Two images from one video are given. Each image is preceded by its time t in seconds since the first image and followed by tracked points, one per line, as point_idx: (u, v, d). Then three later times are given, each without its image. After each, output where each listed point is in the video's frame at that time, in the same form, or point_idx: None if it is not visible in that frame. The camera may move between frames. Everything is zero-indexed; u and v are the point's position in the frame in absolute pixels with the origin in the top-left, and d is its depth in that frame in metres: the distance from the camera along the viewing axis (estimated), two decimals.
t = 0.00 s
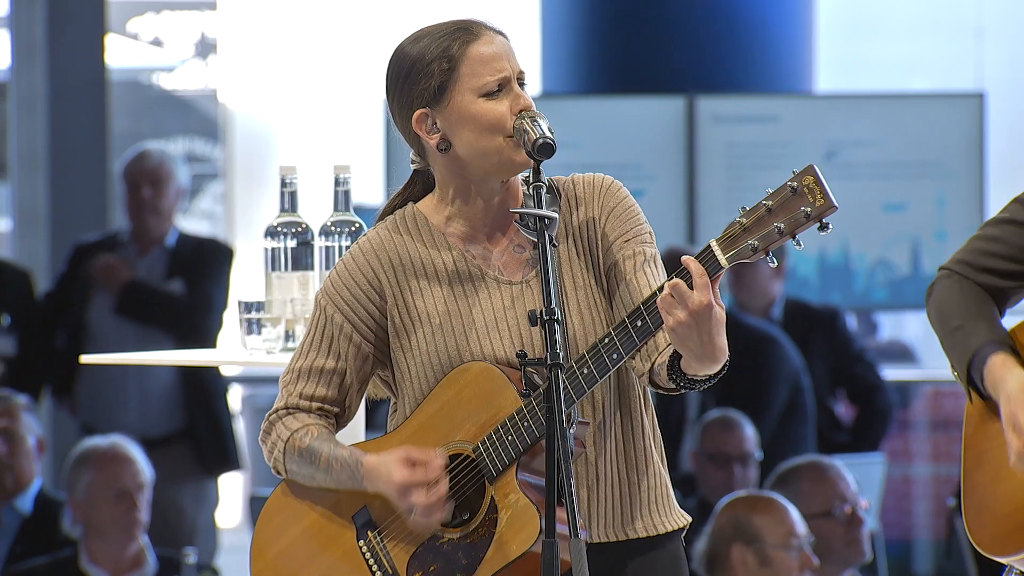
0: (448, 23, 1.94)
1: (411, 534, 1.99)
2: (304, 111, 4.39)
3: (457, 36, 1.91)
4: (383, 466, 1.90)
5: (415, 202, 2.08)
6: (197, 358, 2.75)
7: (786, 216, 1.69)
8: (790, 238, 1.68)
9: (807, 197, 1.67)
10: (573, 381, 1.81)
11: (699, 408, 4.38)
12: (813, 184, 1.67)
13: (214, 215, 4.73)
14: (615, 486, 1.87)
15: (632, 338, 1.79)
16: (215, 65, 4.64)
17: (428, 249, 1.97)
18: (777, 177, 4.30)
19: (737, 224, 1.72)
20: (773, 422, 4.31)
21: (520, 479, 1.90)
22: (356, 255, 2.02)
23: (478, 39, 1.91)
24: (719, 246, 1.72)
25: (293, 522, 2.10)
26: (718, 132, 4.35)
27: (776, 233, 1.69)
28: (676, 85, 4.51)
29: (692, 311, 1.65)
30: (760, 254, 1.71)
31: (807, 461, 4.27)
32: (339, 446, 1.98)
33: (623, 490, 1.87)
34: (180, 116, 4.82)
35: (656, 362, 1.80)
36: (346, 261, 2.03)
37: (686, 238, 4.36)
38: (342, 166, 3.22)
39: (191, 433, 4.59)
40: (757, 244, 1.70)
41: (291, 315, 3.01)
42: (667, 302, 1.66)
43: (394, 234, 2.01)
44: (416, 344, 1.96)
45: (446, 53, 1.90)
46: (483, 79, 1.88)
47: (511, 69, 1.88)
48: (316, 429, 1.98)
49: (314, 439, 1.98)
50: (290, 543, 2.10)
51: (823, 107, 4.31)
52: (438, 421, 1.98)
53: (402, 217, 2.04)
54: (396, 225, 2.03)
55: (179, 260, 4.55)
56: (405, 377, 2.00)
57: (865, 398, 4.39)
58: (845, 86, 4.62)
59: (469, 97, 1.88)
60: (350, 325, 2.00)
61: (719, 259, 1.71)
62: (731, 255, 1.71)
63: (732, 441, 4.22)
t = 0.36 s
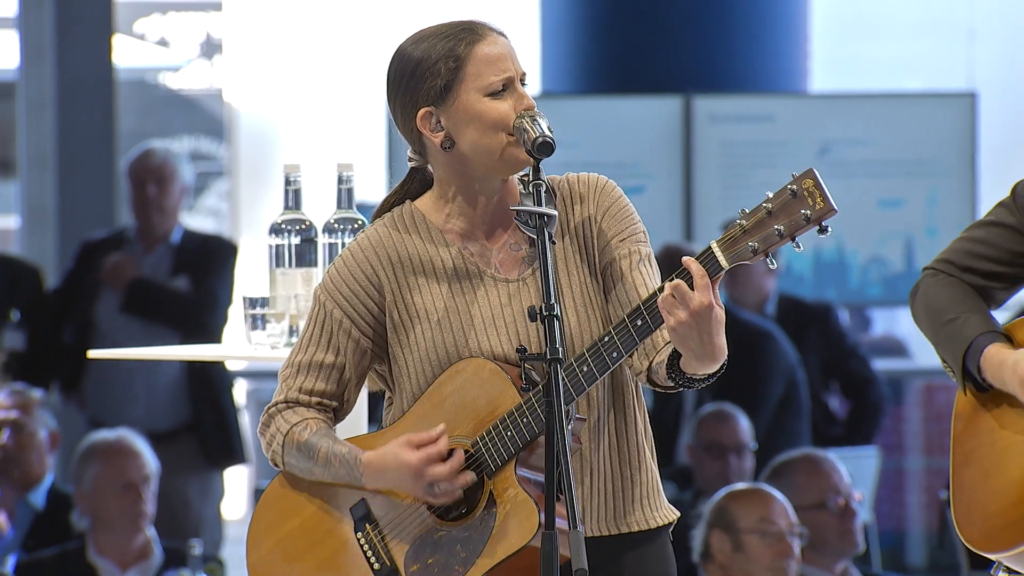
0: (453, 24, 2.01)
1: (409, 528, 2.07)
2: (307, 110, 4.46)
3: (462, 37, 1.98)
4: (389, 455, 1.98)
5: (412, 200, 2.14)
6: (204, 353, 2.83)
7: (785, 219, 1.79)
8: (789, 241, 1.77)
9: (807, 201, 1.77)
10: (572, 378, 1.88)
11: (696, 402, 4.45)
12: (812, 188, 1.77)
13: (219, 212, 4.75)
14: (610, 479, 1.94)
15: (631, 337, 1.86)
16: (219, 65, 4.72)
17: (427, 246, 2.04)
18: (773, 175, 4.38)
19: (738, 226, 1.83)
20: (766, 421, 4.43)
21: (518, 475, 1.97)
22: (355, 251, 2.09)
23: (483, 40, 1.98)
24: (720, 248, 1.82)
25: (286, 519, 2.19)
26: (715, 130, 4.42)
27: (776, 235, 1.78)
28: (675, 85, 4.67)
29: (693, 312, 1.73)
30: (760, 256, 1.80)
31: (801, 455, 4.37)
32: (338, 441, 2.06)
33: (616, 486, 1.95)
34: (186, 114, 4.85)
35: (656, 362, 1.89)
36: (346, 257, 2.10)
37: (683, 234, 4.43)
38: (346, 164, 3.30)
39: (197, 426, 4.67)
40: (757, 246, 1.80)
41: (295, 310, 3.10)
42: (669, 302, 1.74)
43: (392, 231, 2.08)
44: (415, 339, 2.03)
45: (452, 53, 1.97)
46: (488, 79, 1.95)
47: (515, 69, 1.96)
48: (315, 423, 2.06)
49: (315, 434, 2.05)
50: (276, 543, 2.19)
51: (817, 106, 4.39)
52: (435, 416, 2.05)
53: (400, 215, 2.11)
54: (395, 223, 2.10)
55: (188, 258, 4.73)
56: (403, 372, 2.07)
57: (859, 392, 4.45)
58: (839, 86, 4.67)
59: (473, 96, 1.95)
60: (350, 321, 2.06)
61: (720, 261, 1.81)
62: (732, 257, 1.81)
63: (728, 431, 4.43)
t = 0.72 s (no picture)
0: (459, 25, 2.08)
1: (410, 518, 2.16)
2: (309, 109, 4.53)
3: (468, 40, 2.05)
4: (393, 476, 2.04)
5: (408, 198, 2.22)
6: (211, 348, 2.90)
7: (793, 222, 1.84)
8: (797, 244, 1.84)
9: (816, 204, 1.83)
10: (578, 375, 1.96)
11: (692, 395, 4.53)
12: (820, 192, 1.83)
13: (223, 209, 4.85)
14: (611, 473, 2.03)
15: (637, 335, 1.94)
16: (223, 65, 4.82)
17: (426, 245, 2.11)
18: (768, 173, 4.47)
19: (746, 228, 1.88)
20: (761, 413, 4.50)
21: (522, 470, 2.06)
22: (354, 249, 2.15)
23: (489, 43, 2.05)
24: (728, 250, 1.87)
25: (284, 509, 2.25)
26: (711, 129, 4.50)
27: (785, 238, 1.84)
28: (672, 82, 4.74)
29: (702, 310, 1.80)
30: (767, 258, 1.86)
31: (798, 448, 4.44)
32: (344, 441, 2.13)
33: (613, 482, 2.03)
34: (191, 113, 4.94)
35: (659, 358, 1.98)
36: (344, 256, 2.16)
37: (680, 231, 4.52)
38: (348, 162, 3.38)
39: (203, 419, 4.76)
40: (765, 248, 1.86)
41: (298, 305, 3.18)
42: (679, 299, 1.81)
43: (391, 229, 2.15)
44: (416, 335, 2.10)
45: (459, 54, 2.04)
46: (493, 82, 2.02)
47: (519, 73, 2.03)
48: (318, 422, 2.13)
49: (319, 432, 2.12)
50: (277, 530, 2.25)
51: (811, 105, 4.47)
52: (436, 411, 2.13)
53: (396, 213, 2.17)
54: (392, 221, 2.17)
55: (192, 254, 4.82)
56: (402, 367, 2.15)
57: (852, 386, 4.56)
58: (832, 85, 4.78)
59: (478, 97, 2.02)
60: (349, 318, 2.13)
61: (728, 263, 1.87)
62: (741, 259, 1.86)
63: (722, 424, 4.51)
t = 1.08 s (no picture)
0: (464, 23, 2.15)
1: (420, 507, 2.19)
2: (313, 110, 4.63)
3: (474, 37, 2.13)
4: (400, 442, 2.10)
5: (402, 194, 2.28)
6: (217, 345, 2.97)
7: (808, 207, 2.00)
8: (812, 228, 1.98)
9: (829, 189, 2.00)
10: (589, 363, 2.05)
11: (689, 390, 4.63)
12: (833, 178, 2.01)
13: (229, 207, 4.94)
14: (611, 460, 2.11)
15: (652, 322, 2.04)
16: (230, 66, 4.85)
17: (425, 241, 2.17)
18: (764, 173, 4.54)
19: (760, 214, 2.01)
20: (756, 409, 4.61)
21: (533, 454, 2.15)
22: (353, 243, 2.19)
23: (495, 39, 2.13)
24: (743, 235, 1.99)
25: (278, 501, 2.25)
26: (708, 129, 4.58)
27: (800, 222, 1.99)
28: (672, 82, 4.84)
29: (719, 294, 1.90)
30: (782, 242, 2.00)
31: (792, 441, 4.57)
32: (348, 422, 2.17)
33: (606, 462, 2.11)
34: (197, 113, 5.00)
35: (664, 345, 2.09)
36: (342, 249, 2.20)
37: (677, 229, 4.59)
38: (351, 162, 3.46)
39: (208, 414, 4.86)
40: (781, 232, 1.99)
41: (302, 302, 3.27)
42: (695, 284, 1.92)
43: (388, 224, 2.20)
44: (417, 327, 2.15)
45: (469, 49, 2.11)
46: (502, 76, 2.10)
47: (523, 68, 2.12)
48: (320, 408, 2.15)
49: (320, 416, 2.14)
50: (280, 520, 2.25)
51: (806, 105, 4.54)
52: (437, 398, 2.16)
53: (391, 210, 2.23)
54: (388, 217, 2.22)
55: (198, 252, 4.93)
56: (398, 357, 2.19)
57: (848, 379, 4.60)
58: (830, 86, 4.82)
59: (489, 89, 2.09)
60: (350, 309, 2.17)
61: (745, 248, 1.99)
62: (756, 243, 1.99)
63: (719, 418, 4.62)
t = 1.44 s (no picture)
0: (459, 31, 2.22)
1: (417, 500, 2.26)
2: (317, 111, 4.71)
3: (470, 45, 2.20)
4: (411, 437, 2.15)
5: (392, 200, 2.37)
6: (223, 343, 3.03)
7: (807, 207, 2.08)
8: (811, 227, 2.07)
9: (827, 190, 2.08)
10: (589, 360, 2.14)
11: (687, 386, 4.69)
12: (830, 179, 2.08)
13: (233, 207, 5.07)
14: (601, 453, 2.19)
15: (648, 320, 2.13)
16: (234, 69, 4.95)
17: (420, 243, 2.26)
18: (760, 174, 4.62)
19: (758, 213, 2.09)
20: (753, 405, 4.68)
21: (532, 450, 2.22)
22: (348, 245, 2.27)
23: (491, 49, 2.21)
24: (742, 235, 2.08)
25: (277, 497, 2.30)
26: (705, 130, 4.66)
27: (798, 222, 2.07)
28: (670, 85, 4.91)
29: (719, 293, 1.98)
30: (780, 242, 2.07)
31: (787, 437, 4.66)
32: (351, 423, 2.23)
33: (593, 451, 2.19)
34: (203, 115, 5.09)
35: (659, 344, 2.17)
36: (337, 251, 2.27)
37: (674, 229, 4.66)
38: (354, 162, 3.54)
39: (215, 411, 4.99)
40: (780, 233, 2.07)
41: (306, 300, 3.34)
42: (696, 283, 1.99)
43: (381, 227, 2.29)
44: (412, 325, 2.22)
45: (468, 57, 2.18)
46: (498, 85, 2.18)
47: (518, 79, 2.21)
48: (318, 407, 2.21)
49: (321, 415, 2.20)
50: (279, 516, 2.30)
51: (801, 107, 4.63)
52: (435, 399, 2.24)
53: (382, 214, 2.32)
54: (380, 220, 2.31)
55: (204, 252, 5.04)
56: (392, 355, 2.26)
57: (841, 379, 4.68)
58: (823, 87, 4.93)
59: (487, 98, 2.17)
60: (346, 309, 2.24)
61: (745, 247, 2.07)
62: (755, 243, 2.07)
63: (714, 415, 4.68)
